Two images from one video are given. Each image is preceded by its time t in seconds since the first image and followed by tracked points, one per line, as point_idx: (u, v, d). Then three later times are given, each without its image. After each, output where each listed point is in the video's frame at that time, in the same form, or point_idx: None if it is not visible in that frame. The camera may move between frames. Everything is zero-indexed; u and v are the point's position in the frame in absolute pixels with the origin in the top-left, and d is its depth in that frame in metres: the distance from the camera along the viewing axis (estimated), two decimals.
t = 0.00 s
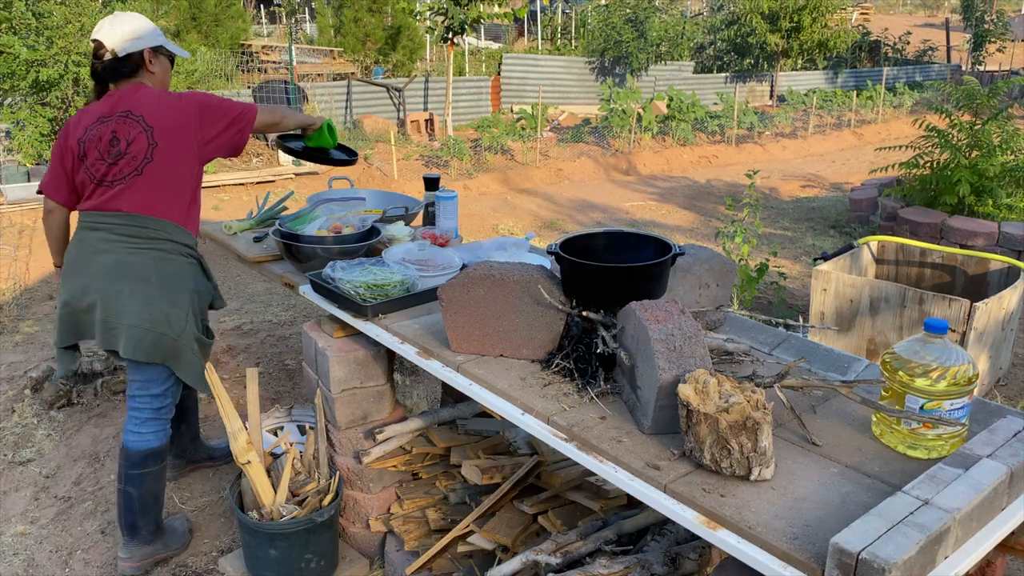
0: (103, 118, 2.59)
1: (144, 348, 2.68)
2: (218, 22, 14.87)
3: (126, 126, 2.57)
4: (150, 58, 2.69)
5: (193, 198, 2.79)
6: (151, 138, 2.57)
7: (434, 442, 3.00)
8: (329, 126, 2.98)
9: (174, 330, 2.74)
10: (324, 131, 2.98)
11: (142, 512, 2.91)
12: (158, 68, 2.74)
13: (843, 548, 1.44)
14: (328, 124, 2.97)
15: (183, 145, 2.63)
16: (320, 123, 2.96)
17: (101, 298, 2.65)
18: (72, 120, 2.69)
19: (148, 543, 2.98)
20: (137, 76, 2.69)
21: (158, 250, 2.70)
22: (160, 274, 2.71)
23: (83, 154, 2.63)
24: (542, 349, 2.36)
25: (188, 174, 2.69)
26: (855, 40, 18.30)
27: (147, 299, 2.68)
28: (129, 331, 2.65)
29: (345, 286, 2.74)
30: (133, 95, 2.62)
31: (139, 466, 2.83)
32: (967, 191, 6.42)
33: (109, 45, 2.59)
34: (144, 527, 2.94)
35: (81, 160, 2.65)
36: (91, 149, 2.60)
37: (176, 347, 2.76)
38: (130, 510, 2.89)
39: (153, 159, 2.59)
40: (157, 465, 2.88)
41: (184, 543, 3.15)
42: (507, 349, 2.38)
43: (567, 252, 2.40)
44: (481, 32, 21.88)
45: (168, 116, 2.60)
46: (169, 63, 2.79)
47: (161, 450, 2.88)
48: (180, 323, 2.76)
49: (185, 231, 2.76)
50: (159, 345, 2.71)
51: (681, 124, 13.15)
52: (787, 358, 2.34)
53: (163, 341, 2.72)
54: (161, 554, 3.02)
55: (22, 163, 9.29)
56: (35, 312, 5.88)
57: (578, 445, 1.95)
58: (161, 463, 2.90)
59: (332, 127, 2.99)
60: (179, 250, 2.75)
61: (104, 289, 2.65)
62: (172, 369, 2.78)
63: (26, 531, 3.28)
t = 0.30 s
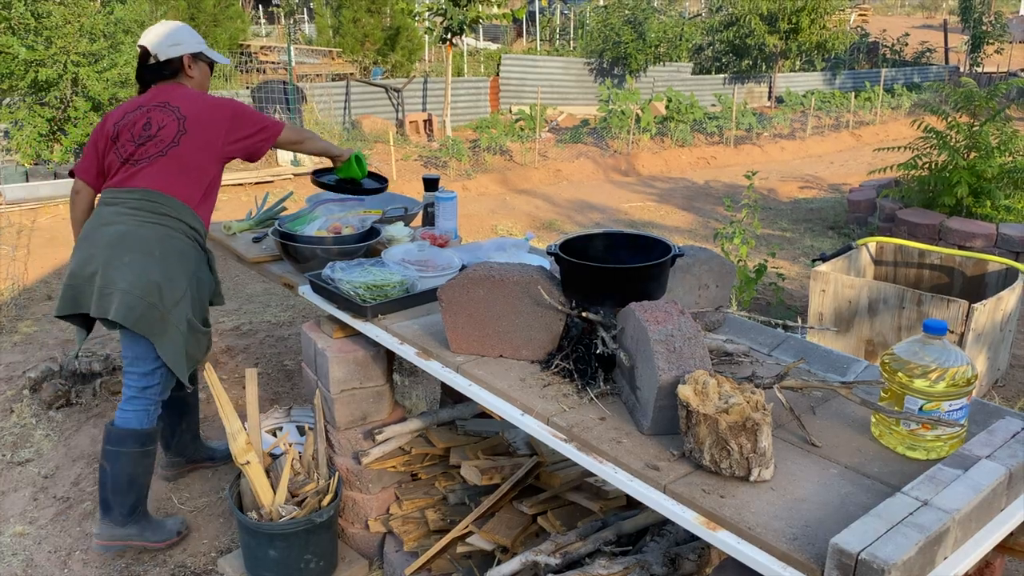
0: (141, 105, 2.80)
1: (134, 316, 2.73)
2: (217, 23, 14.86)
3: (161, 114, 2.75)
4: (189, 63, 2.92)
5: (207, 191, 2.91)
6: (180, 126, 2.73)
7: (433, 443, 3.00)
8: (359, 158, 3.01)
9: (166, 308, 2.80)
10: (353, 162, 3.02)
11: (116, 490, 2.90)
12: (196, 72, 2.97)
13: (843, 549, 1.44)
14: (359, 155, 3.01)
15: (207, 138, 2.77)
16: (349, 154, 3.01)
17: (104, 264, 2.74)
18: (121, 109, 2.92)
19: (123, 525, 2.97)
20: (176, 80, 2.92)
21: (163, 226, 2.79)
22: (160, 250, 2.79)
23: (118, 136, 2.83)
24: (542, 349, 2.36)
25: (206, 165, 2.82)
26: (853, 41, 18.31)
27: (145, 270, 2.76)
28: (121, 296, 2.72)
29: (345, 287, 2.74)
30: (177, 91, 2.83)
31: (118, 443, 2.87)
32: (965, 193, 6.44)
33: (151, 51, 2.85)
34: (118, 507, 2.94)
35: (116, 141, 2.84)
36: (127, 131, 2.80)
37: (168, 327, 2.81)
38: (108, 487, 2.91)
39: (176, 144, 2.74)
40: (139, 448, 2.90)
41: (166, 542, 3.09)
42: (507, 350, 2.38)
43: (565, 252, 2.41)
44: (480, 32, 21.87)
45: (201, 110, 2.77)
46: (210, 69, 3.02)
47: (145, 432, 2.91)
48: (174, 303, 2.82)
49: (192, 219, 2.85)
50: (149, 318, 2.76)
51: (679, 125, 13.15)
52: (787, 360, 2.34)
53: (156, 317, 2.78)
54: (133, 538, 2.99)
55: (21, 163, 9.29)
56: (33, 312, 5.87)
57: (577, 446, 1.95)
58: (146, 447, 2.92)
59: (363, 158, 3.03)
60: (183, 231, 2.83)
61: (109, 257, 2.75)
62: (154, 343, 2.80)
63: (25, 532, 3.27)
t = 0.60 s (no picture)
0: (160, 108, 2.89)
1: (122, 304, 2.71)
2: (215, 23, 14.85)
3: (179, 116, 2.84)
4: (212, 75, 2.98)
5: (213, 194, 2.96)
6: (195, 129, 2.82)
7: (431, 443, 3.00)
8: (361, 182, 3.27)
9: (158, 302, 2.80)
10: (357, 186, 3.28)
11: (74, 480, 2.92)
12: (219, 83, 3.03)
13: (841, 548, 1.44)
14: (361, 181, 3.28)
15: (219, 143, 2.84)
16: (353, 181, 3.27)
17: (100, 252, 2.75)
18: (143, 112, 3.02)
19: (75, 516, 2.98)
20: (198, 89, 2.99)
21: (162, 220, 2.81)
22: (156, 244, 2.80)
23: (135, 134, 2.91)
24: (540, 349, 2.36)
25: (215, 170, 2.89)
26: (851, 42, 18.34)
27: (140, 261, 2.77)
28: (112, 283, 2.71)
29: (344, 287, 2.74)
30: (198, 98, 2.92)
31: (84, 431, 2.90)
32: (962, 193, 6.45)
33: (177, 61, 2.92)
34: (73, 497, 2.96)
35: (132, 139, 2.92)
36: (144, 130, 2.88)
37: (158, 320, 2.80)
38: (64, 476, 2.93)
39: (189, 145, 2.82)
40: (105, 440, 2.92)
41: (116, 542, 3.09)
42: (506, 350, 2.38)
43: (564, 252, 2.41)
44: (477, 33, 21.85)
45: (218, 116, 2.85)
46: (233, 80, 3.07)
47: (113, 425, 2.92)
48: (165, 298, 2.82)
49: (193, 218, 2.88)
50: (139, 309, 2.75)
51: (677, 126, 13.16)
52: (784, 360, 2.35)
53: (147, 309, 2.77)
54: (82, 532, 3.00)
55: (18, 162, 9.27)
56: (31, 312, 5.86)
57: (576, 446, 1.95)
58: (112, 440, 2.93)
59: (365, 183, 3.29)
60: (182, 228, 2.86)
61: (105, 245, 2.76)
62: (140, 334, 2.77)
63: (22, 532, 3.27)
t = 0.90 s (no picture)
0: (162, 110, 2.91)
1: (108, 303, 2.71)
2: (212, 24, 14.85)
3: (180, 119, 2.85)
4: (217, 80, 2.97)
5: (208, 198, 2.96)
6: (195, 133, 2.83)
7: (428, 443, 3.00)
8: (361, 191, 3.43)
9: (146, 303, 2.80)
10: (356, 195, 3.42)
11: (60, 476, 2.95)
12: (223, 89, 3.02)
13: (837, 548, 1.45)
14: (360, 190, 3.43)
15: (217, 147, 2.85)
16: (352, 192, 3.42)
17: (91, 250, 2.76)
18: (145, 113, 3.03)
19: (61, 511, 3.02)
20: (203, 92, 2.99)
21: (154, 222, 2.81)
22: (147, 245, 2.80)
23: (135, 134, 2.93)
24: (537, 350, 2.37)
25: (212, 174, 2.90)
26: (848, 44, 18.37)
27: (129, 261, 2.77)
28: (101, 282, 2.71)
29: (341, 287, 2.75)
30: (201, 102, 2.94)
31: (70, 429, 2.92)
32: (959, 195, 6.48)
33: (184, 64, 2.92)
34: (58, 492, 2.99)
35: (132, 139, 2.93)
36: (144, 131, 2.89)
37: (147, 322, 2.81)
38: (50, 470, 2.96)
39: (187, 148, 2.83)
40: (90, 438, 2.94)
41: (100, 538, 3.12)
42: (503, 351, 2.39)
43: (561, 253, 2.41)
44: (475, 34, 21.86)
45: (218, 120, 2.86)
46: (239, 84, 3.06)
47: (99, 423, 2.94)
48: (154, 299, 2.82)
49: (186, 220, 2.88)
50: (127, 309, 2.75)
51: (675, 127, 13.18)
52: (780, 360, 2.36)
53: (136, 309, 2.77)
54: (65, 526, 3.03)
55: (16, 163, 9.26)
56: (29, 313, 5.86)
57: (572, 446, 1.96)
58: (97, 438, 2.95)
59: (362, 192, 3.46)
60: (173, 230, 2.86)
61: (97, 244, 2.76)
62: (126, 334, 2.77)
63: (19, 532, 3.27)
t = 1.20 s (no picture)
0: (147, 107, 2.89)
1: (95, 306, 2.73)
2: (210, 25, 14.87)
3: (162, 115, 2.83)
4: (206, 74, 2.97)
5: (195, 194, 2.94)
6: (176, 129, 2.81)
7: (426, 444, 3.00)
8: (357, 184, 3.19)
9: (134, 304, 2.81)
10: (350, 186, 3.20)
11: (60, 478, 2.96)
12: (211, 84, 3.01)
13: (832, 547, 1.45)
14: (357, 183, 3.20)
15: (199, 142, 2.82)
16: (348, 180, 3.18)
17: (78, 253, 2.78)
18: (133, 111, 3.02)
19: (63, 513, 3.02)
20: (190, 84, 2.98)
21: (138, 223, 2.81)
22: (132, 246, 2.80)
23: (121, 134, 2.92)
24: (535, 351, 2.37)
25: (197, 169, 2.87)
26: (845, 45, 18.41)
27: (115, 263, 2.78)
28: (86, 286, 2.73)
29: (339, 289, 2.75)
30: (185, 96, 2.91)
31: (67, 432, 2.92)
32: (955, 196, 6.50)
33: (175, 54, 2.92)
34: (60, 494, 2.99)
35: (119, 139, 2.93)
36: (129, 129, 2.89)
37: (134, 323, 2.82)
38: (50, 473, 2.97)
39: (169, 145, 2.81)
40: (87, 440, 2.94)
41: (105, 538, 3.12)
42: (500, 352, 2.39)
43: (558, 255, 2.41)
44: (473, 36, 21.88)
45: (199, 115, 2.82)
46: (230, 82, 3.05)
47: (95, 425, 2.94)
48: (142, 300, 2.83)
49: (173, 219, 2.87)
50: (114, 311, 2.77)
51: (672, 128, 13.19)
52: (778, 361, 2.36)
53: (123, 310, 2.79)
54: (69, 528, 3.03)
55: (13, 165, 9.25)
56: (26, 315, 5.85)
57: (570, 447, 1.96)
58: (95, 439, 2.95)
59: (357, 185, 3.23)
60: (160, 229, 2.85)
61: (83, 247, 2.78)
62: (116, 335, 2.80)
63: (17, 534, 3.27)
